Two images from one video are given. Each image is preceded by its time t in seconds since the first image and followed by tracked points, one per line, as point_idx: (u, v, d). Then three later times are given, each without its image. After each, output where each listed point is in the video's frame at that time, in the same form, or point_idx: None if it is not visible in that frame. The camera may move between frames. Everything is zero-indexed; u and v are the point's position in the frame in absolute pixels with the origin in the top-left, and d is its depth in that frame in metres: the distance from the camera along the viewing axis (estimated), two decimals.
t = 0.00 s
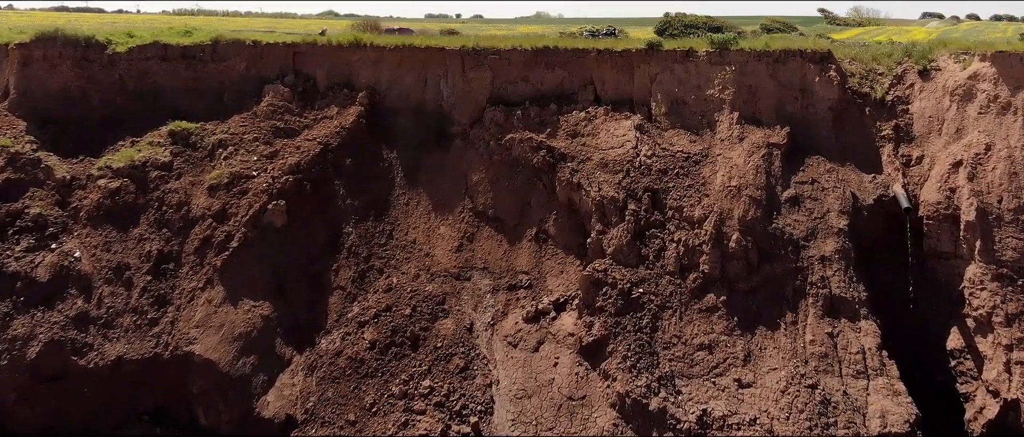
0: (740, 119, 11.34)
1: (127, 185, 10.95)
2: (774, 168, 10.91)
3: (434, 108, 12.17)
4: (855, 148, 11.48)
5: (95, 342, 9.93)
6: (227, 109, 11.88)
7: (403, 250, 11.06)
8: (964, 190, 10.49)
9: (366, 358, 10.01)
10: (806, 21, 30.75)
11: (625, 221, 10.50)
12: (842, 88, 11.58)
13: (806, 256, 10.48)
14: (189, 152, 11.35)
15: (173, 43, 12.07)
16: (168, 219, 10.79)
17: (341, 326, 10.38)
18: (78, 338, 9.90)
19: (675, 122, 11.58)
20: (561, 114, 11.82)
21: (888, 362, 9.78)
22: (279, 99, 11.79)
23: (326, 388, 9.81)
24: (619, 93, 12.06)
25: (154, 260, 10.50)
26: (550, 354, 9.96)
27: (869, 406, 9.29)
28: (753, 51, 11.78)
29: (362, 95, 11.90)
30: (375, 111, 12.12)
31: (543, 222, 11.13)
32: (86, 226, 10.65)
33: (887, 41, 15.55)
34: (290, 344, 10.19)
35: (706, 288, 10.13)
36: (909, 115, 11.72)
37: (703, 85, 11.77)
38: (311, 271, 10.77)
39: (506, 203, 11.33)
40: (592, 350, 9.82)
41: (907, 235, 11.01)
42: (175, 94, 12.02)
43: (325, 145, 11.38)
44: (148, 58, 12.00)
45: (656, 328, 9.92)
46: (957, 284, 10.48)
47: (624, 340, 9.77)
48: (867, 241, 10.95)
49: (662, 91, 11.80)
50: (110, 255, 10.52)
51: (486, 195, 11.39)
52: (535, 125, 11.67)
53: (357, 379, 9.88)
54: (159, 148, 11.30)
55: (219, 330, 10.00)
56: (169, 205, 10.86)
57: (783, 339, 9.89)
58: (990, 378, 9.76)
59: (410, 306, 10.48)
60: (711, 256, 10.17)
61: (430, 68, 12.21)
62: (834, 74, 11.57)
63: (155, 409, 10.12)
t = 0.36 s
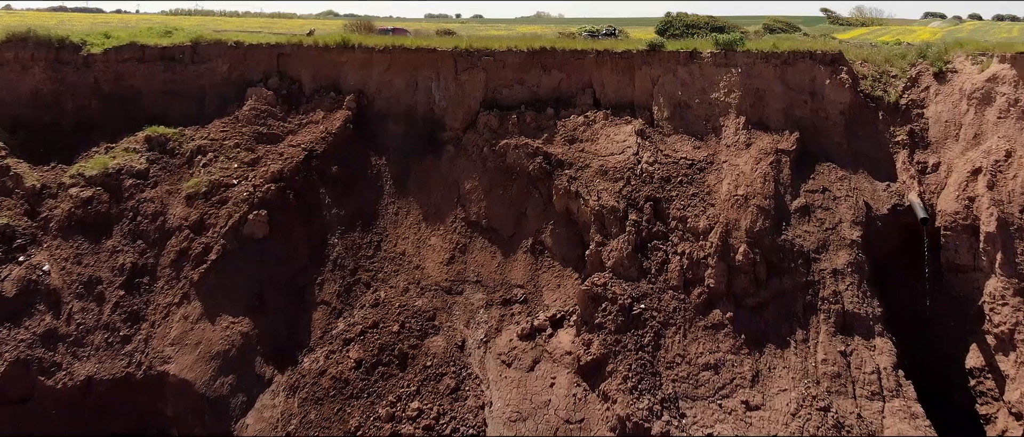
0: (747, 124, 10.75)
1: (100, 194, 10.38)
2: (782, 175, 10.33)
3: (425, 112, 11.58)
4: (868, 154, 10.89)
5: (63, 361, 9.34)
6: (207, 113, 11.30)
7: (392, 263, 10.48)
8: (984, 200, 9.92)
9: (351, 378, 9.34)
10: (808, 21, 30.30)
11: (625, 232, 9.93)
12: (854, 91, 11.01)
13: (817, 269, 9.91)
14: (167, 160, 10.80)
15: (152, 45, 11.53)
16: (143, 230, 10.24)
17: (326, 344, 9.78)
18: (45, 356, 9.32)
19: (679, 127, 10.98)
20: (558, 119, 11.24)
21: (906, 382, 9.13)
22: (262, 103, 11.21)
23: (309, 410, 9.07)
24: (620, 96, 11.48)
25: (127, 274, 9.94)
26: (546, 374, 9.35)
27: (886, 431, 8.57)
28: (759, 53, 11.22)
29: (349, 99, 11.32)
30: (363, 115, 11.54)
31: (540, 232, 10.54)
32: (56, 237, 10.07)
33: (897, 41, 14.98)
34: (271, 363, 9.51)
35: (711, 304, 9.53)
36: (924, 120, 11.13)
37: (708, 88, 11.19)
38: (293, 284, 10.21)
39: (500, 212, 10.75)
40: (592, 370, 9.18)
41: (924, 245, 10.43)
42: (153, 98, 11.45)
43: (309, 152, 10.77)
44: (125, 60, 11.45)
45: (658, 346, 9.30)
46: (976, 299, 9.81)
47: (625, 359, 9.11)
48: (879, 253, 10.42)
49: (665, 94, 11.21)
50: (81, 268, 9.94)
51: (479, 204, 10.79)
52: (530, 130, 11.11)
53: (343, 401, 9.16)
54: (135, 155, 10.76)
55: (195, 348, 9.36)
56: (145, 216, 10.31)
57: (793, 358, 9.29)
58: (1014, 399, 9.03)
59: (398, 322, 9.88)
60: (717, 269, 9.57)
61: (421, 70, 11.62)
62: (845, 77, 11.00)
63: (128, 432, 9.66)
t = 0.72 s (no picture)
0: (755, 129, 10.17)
1: (71, 203, 9.84)
2: (792, 184, 9.74)
3: (416, 116, 10.95)
4: (882, 162, 10.30)
5: (29, 382, 8.79)
6: (186, 118, 10.75)
7: (379, 276, 9.89)
8: (1006, 210, 9.25)
9: (335, 401, 8.70)
10: (811, 21, 29.77)
11: (626, 244, 9.37)
12: (867, 95, 10.43)
13: (828, 284, 9.35)
14: (142, 167, 10.26)
15: (128, 46, 11.00)
16: (116, 242, 9.69)
17: (309, 363, 9.14)
18: (10, 378, 8.77)
19: (682, 132, 10.37)
20: (556, 124, 10.64)
21: (923, 405, 8.56)
22: (243, 107, 10.64)
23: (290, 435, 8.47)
24: (620, 100, 10.88)
25: (98, 289, 9.37)
26: (542, 396, 8.77)
27: None
28: (767, 55, 10.64)
29: (335, 102, 10.67)
30: (349, 120, 10.87)
31: (535, 244, 9.96)
32: (22, 250, 9.50)
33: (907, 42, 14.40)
34: (251, 383, 8.90)
35: (717, 322, 8.97)
36: (941, 125, 10.52)
37: (713, 91, 10.60)
38: (274, 299, 9.62)
39: (494, 223, 10.17)
40: (591, 392, 8.56)
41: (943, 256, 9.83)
42: (129, 102, 10.89)
43: (292, 159, 10.19)
44: (99, 62, 10.92)
45: (661, 367, 8.71)
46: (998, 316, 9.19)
47: (625, 381, 8.54)
48: (895, 266, 9.84)
49: (667, 97, 10.62)
50: (48, 283, 9.37)
51: (472, 214, 10.22)
52: (525, 135, 10.50)
53: (325, 425, 8.55)
54: (107, 162, 10.20)
55: (170, 368, 8.78)
56: (118, 227, 9.76)
57: (804, 380, 8.70)
58: None
59: (384, 340, 9.28)
60: (723, 285, 9.00)
61: (411, 72, 11.01)
62: (858, 80, 10.43)
63: None
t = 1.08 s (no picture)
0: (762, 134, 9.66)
1: (42, 214, 9.37)
2: (802, 193, 9.25)
3: (406, 121, 10.40)
4: (896, 169, 9.81)
5: None
6: (165, 123, 10.26)
7: (367, 290, 9.38)
8: None
9: (319, 423, 8.18)
10: (813, 21, 29.30)
11: (626, 257, 8.86)
12: (881, 99, 9.88)
13: (840, 300, 8.85)
14: (118, 176, 9.79)
15: (105, 47, 10.48)
16: (89, 255, 9.21)
17: (292, 383, 8.64)
18: None
19: (686, 138, 9.84)
20: (553, 129, 10.11)
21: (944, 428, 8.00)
22: (225, 112, 10.14)
23: None
24: (620, 104, 10.38)
25: (69, 305, 8.89)
26: (538, 419, 8.09)
27: None
28: (776, 56, 10.09)
29: (322, 107, 10.19)
30: (337, 125, 10.35)
31: (531, 256, 9.44)
32: None
33: (916, 43, 13.89)
34: (229, 404, 8.37)
35: (723, 340, 8.43)
36: (958, 130, 10.05)
37: (719, 95, 10.05)
38: (257, 315, 9.12)
39: (488, 233, 9.64)
40: (591, 414, 8.03)
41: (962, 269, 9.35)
42: (107, 106, 10.41)
43: (276, 166, 9.70)
44: (75, 64, 10.41)
45: (664, 388, 8.16)
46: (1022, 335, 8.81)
47: (626, 403, 8.02)
48: (911, 279, 9.31)
49: (670, 101, 10.09)
50: (18, 299, 8.92)
51: (465, 224, 9.69)
52: (521, 141, 9.96)
53: None
54: (81, 170, 9.76)
55: (144, 388, 8.27)
56: (91, 239, 9.29)
57: (817, 402, 8.14)
58: None
59: (372, 359, 8.75)
60: (730, 300, 8.47)
61: (402, 74, 10.45)
62: (871, 83, 9.87)
63: None
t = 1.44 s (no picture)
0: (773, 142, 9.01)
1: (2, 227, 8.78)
2: (816, 206, 8.62)
3: (393, 128, 9.75)
4: (916, 179, 9.15)
5: None
6: (136, 130, 9.65)
7: (349, 310, 8.74)
8: None
9: None
10: (818, 21, 28.68)
11: (627, 275, 8.23)
12: (899, 104, 9.26)
13: (858, 321, 8.19)
14: (85, 186, 9.20)
15: (74, 49, 9.89)
16: (52, 272, 8.61)
17: (267, 411, 8.00)
18: None
19: (692, 146, 9.18)
20: (550, 136, 9.46)
21: None
22: (200, 118, 9.52)
23: None
24: (621, 109, 9.71)
25: (29, 327, 8.28)
26: None
27: None
28: (786, 58, 9.44)
29: (303, 112, 9.53)
30: (320, 132, 9.67)
31: (526, 273, 8.79)
32: None
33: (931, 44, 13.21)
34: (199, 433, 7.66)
35: (732, 365, 7.75)
36: (982, 137, 9.34)
37: (726, 99, 9.40)
38: (231, 336, 8.46)
39: (479, 248, 8.98)
40: None
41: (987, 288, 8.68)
42: (75, 111, 9.79)
43: (254, 176, 9.07)
44: (42, 67, 9.81)
45: (668, 418, 7.53)
46: None
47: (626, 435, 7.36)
48: (933, 297, 8.68)
49: (675, 107, 9.41)
50: None
51: (455, 238, 9.02)
52: (514, 150, 9.31)
53: None
54: (45, 181, 9.19)
55: (107, 417, 7.59)
56: (54, 255, 8.69)
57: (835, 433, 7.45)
58: None
59: (354, 385, 8.11)
60: (739, 323, 7.83)
61: (389, 78, 9.79)
62: (889, 87, 9.24)
63: None
